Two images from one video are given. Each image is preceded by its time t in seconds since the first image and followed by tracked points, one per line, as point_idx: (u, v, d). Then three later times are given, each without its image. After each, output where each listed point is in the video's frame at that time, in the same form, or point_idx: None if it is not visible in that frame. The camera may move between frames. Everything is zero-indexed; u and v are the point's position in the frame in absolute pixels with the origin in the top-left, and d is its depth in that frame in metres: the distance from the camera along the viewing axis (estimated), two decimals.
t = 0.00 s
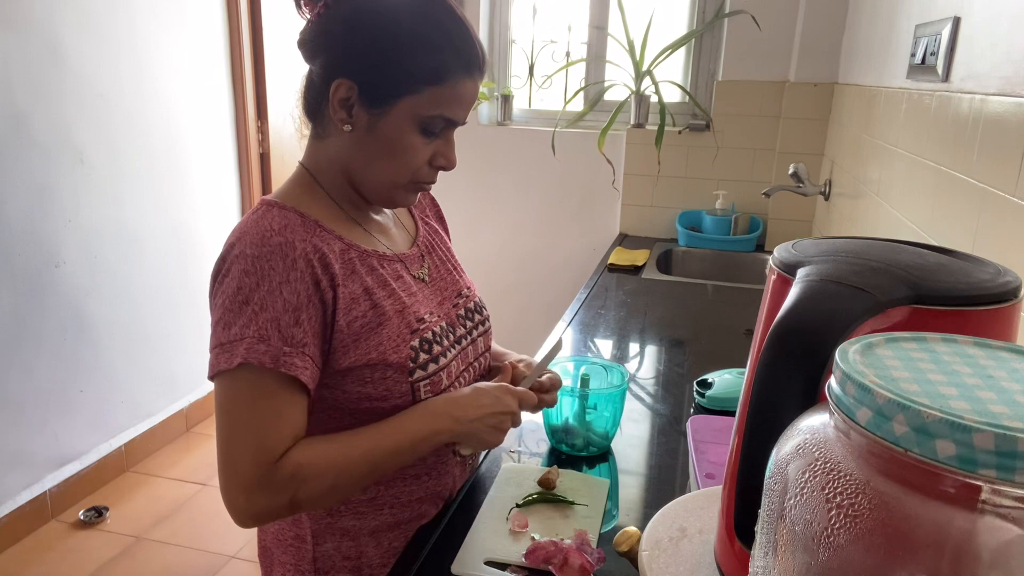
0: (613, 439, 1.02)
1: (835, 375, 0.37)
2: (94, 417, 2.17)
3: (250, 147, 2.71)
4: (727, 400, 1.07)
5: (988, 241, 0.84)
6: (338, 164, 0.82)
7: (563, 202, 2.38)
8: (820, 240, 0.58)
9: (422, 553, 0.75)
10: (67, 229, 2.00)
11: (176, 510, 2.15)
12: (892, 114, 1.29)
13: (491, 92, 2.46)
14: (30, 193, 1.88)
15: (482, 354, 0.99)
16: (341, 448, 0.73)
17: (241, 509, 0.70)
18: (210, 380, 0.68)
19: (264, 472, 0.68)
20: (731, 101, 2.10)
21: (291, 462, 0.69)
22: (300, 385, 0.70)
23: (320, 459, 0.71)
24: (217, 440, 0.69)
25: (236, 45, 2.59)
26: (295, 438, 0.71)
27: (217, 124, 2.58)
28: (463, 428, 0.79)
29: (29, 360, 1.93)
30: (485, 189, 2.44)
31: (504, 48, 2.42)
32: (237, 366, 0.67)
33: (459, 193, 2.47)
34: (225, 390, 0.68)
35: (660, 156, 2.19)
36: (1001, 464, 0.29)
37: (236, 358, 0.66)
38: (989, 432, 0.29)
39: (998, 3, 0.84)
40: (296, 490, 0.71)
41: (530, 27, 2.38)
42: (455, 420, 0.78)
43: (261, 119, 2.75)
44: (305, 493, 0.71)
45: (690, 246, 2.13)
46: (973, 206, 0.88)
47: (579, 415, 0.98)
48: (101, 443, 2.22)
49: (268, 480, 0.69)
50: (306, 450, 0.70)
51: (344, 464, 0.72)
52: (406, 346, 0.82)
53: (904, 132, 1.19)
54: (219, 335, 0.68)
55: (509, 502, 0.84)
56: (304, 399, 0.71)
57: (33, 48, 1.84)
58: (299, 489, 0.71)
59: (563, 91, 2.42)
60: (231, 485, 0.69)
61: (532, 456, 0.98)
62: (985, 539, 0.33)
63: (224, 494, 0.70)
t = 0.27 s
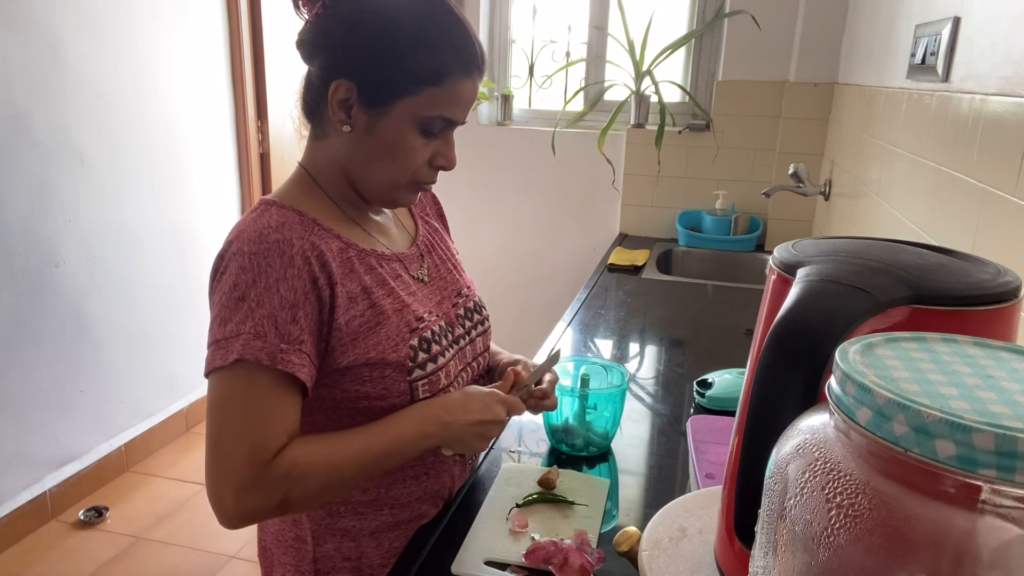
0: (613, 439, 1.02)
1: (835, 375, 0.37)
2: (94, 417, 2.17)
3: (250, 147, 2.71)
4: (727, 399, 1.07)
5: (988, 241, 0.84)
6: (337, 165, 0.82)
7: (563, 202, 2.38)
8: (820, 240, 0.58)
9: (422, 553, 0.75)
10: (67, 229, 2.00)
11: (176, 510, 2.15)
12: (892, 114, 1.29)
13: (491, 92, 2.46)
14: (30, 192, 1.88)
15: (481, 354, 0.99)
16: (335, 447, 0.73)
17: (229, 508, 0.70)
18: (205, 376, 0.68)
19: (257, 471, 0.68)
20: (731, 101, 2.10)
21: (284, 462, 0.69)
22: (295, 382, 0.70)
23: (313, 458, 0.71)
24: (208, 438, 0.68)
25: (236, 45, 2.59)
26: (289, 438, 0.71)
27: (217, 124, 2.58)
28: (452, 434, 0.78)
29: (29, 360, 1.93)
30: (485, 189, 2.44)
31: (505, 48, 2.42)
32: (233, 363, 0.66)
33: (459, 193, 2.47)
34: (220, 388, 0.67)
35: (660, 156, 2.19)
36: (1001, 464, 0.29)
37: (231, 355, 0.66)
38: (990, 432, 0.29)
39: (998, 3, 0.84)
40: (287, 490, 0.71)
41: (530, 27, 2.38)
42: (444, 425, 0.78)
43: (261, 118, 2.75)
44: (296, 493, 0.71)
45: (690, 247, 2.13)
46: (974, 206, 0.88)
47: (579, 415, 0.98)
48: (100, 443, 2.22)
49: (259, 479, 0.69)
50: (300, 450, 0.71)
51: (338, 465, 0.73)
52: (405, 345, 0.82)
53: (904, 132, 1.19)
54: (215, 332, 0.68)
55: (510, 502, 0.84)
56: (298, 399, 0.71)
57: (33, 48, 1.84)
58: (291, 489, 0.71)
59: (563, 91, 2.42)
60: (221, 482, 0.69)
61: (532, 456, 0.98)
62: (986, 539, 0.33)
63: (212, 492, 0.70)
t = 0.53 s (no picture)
0: (613, 439, 1.02)
1: (835, 375, 0.37)
2: (94, 417, 2.17)
3: (250, 147, 2.71)
4: (727, 399, 1.07)
5: (988, 242, 0.84)
6: (341, 164, 0.82)
7: (563, 202, 2.38)
8: (821, 239, 0.58)
9: (422, 554, 0.75)
10: (67, 228, 2.00)
11: (176, 509, 2.15)
12: (891, 114, 1.29)
13: (491, 92, 2.46)
14: (30, 192, 1.88)
15: (485, 354, 0.99)
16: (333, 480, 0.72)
17: (226, 510, 0.69)
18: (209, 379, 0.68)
19: (255, 477, 0.67)
20: (731, 101, 2.10)
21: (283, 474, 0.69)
22: (301, 387, 0.70)
23: (313, 481, 0.70)
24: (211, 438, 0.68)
25: (236, 45, 2.59)
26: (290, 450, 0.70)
27: (217, 124, 2.58)
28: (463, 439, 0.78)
29: (29, 360, 1.93)
30: (485, 189, 2.44)
31: (505, 48, 2.42)
32: (239, 367, 0.66)
33: (459, 193, 2.47)
34: (223, 390, 0.67)
35: (660, 156, 2.19)
36: (1001, 464, 0.29)
37: (236, 359, 0.66)
38: (989, 432, 0.29)
39: (998, 3, 0.84)
40: (282, 505, 0.69)
41: (530, 27, 2.38)
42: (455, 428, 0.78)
43: (261, 119, 2.75)
44: (291, 510, 0.69)
45: (690, 246, 2.13)
46: (974, 206, 0.88)
47: (579, 415, 0.98)
48: (100, 443, 2.22)
49: (257, 486, 0.68)
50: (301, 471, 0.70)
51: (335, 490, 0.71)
52: (411, 346, 0.82)
53: (904, 132, 1.19)
54: (220, 335, 0.68)
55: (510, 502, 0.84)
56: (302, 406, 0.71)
57: (33, 48, 1.84)
58: (286, 505, 0.69)
59: (563, 91, 2.42)
60: (221, 483, 0.68)
61: (532, 456, 0.98)
62: (985, 539, 0.33)
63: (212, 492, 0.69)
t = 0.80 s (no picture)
0: (614, 439, 1.02)
1: (835, 375, 0.37)
2: (94, 417, 2.17)
3: (250, 148, 2.71)
4: (727, 400, 1.07)
5: (988, 242, 0.84)
6: (344, 165, 0.82)
7: (563, 202, 2.38)
8: (820, 240, 0.58)
9: (423, 554, 0.75)
10: (67, 228, 2.00)
11: (176, 509, 2.15)
12: (891, 114, 1.29)
13: (491, 92, 2.46)
14: (30, 191, 1.88)
15: (485, 355, 0.99)
16: (358, 450, 0.73)
17: (259, 512, 0.69)
18: (223, 381, 0.68)
19: (282, 472, 0.68)
20: (731, 101, 2.10)
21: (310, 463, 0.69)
22: (315, 386, 0.70)
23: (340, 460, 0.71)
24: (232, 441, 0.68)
25: (236, 45, 2.58)
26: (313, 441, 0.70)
27: (217, 124, 2.58)
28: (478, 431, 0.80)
29: (30, 360, 1.93)
30: (486, 189, 2.44)
31: (505, 48, 2.42)
32: (254, 367, 0.66)
33: (459, 193, 2.47)
34: (241, 391, 0.67)
35: (660, 156, 2.19)
36: (1001, 464, 0.29)
37: (251, 360, 0.66)
38: (989, 432, 0.29)
39: (998, 4, 0.84)
40: (315, 492, 0.70)
41: (530, 28, 2.38)
42: (469, 424, 0.79)
43: (261, 119, 2.75)
44: (326, 493, 0.71)
45: (690, 246, 2.13)
46: (974, 206, 0.88)
47: (579, 415, 0.98)
48: (100, 443, 2.22)
49: (287, 479, 0.68)
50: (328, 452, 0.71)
51: (364, 463, 0.73)
52: (414, 346, 0.82)
53: (904, 132, 1.19)
54: (232, 337, 0.67)
55: (510, 503, 0.84)
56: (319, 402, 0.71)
57: (33, 48, 1.84)
58: (319, 490, 0.70)
59: (563, 92, 2.42)
60: (249, 485, 0.68)
61: (532, 456, 0.98)
62: (985, 539, 0.33)
63: (239, 495, 0.69)
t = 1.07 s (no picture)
0: (613, 439, 1.02)
1: (835, 375, 0.37)
2: (94, 417, 2.17)
3: (250, 148, 2.71)
4: (727, 400, 1.07)
5: (987, 242, 0.84)
6: (345, 164, 0.82)
7: (563, 202, 2.38)
8: (820, 240, 0.58)
9: (422, 553, 0.75)
10: (67, 228, 2.00)
11: (176, 509, 2.15)
12: (891, 114, 1.29)
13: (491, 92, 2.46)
14: (30, 191, 1.88)
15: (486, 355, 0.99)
16: (357, 444, 0.73)
17: (257, 508, 0.69)
18: (222, 377, 0.68)
19: (284, 467, 0.68)
20: (731, 101, 2.10)
21: (310, 458, 0.69)
22: (315, 382, 0.70)
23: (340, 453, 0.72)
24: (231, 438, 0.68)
25: (236, 46, 2.58)
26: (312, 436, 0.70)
27: (217, 124, 2.58)
28: (473, 423, 0.80)
29: (30, 360, 1.93)
30: (486, 189, 2.44)
31: (505, 48, 2.42)
32: (253, 363, 0.66)
33: (459, 193, 2.47)
34: (241, 386, 0.67)
35: (660, 155, 2.19)
36: (1001, 464, 0.29)
37: (251, 355, 0.66)
38: (990, 432, 0.29)
39: (997, 4, 0.84)
40: (316, 486, 0.71)
41: (530, 28, 2.38)
42: (467, 415, 0.79)
43: (261, 119, 2.75)
44: (325, 488, 0.71)
45: (690, 246, 2.13)
46: (973, 206, 0.88)
47: (579, 414, 0.98)
48: (101, 443, 2.22)
49: (287, 475, 0.68)
50: (326, 446, 0.71)
51: (365, 457, 0.73)
52: (413, 345, 0.82)
53: (903, 133, 1.19)
54: (232, 333, 0.67)
55: (510, 502, 0.84)
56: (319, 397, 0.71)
57: (33, 48, 1.84)
58: (319, 484, 0.71)
59: (563, 91, 2.42)
60: (249, 482, 0.68)
61: (532, 456, 0.98)
62: (986, 539, 0.33)
63: (239, 492, 0.69)
